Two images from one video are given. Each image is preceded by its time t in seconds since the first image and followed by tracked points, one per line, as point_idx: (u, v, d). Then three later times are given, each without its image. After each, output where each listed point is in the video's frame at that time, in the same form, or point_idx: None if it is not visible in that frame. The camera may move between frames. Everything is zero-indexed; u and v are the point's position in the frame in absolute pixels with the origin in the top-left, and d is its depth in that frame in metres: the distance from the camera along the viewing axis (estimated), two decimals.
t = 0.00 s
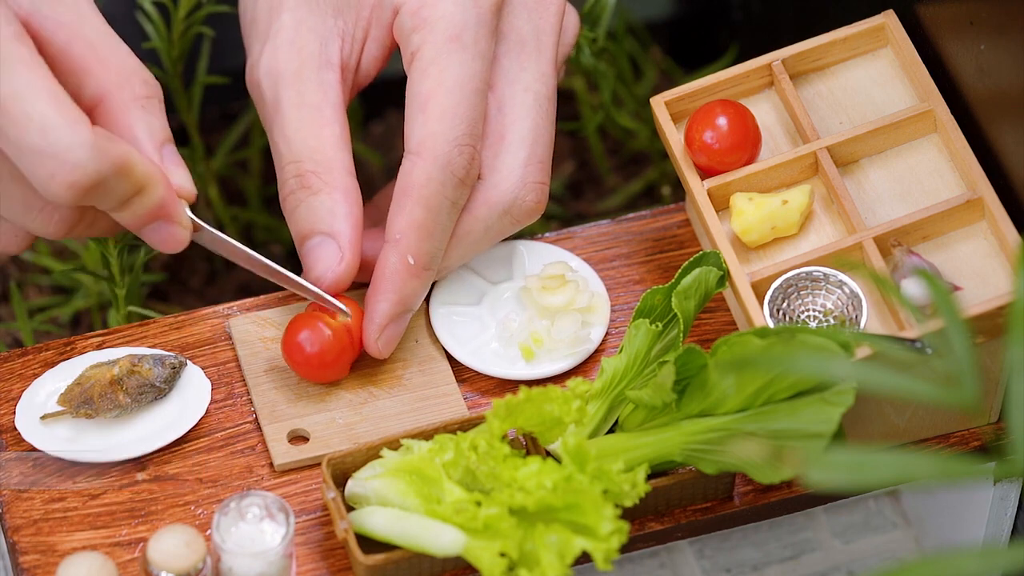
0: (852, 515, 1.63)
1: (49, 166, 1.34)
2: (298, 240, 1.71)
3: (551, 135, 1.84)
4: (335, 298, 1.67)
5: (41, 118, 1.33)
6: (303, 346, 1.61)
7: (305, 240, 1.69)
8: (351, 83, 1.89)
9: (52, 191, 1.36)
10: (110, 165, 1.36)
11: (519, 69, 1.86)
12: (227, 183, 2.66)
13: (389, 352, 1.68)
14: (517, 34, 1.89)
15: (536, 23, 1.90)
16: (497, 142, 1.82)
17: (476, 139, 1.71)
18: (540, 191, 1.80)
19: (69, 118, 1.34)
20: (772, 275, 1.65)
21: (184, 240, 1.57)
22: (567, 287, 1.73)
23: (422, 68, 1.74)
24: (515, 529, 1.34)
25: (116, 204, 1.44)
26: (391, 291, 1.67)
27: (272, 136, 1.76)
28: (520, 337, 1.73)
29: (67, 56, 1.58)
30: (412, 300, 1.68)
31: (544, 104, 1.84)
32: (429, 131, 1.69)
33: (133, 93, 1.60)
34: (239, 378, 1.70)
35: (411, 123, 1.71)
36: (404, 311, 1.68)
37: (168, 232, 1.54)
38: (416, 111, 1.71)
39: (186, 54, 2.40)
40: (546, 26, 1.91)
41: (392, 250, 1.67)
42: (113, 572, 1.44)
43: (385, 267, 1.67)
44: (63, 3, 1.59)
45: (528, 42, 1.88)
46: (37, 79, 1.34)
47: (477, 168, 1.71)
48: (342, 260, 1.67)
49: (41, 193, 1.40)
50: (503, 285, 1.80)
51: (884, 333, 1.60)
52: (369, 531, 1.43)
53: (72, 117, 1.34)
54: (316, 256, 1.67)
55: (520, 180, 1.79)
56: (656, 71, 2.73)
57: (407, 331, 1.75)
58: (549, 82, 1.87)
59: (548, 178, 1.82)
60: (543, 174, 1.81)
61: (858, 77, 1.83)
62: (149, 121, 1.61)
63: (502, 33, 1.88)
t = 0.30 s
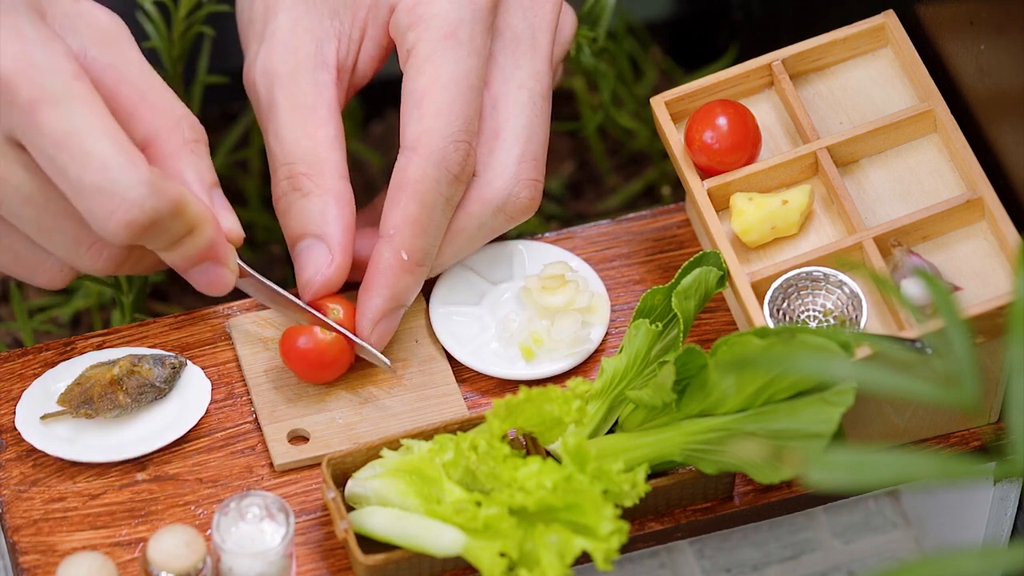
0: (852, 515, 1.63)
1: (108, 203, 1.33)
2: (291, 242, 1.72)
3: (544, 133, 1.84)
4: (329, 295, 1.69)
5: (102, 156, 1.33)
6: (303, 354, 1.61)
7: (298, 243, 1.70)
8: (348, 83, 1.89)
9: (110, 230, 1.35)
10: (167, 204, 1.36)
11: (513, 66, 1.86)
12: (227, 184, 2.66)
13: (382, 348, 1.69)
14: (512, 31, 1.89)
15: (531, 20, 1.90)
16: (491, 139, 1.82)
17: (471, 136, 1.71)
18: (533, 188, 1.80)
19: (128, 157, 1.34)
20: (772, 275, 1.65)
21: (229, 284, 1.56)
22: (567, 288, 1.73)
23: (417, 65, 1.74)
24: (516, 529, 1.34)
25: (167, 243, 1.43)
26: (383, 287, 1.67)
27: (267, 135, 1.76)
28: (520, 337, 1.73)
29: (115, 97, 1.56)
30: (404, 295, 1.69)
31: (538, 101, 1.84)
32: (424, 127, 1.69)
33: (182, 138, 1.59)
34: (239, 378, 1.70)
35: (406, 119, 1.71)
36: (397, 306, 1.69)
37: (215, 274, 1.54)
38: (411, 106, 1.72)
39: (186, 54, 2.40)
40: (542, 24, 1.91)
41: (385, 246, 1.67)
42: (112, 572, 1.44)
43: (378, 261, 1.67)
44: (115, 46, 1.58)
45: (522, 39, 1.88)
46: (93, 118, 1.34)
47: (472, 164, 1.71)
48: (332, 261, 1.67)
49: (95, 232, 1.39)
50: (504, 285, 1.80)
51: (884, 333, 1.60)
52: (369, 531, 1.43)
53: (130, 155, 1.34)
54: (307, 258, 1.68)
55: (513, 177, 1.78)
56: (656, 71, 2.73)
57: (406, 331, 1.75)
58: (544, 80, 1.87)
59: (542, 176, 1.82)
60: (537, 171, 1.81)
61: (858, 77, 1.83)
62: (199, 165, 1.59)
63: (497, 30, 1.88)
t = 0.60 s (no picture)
0: (852, 515, 1.63)
1: (140, 230, 1.34)
2: (296, 246, 1.72)
3: (551, 136, 1.84)
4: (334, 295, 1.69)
5: (131, 185, 1.34)
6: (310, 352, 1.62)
7: (303, 245, 1.70)
8: (352, 86, 1.89)
9: (142, 257, 1.37)
10: (197, 229, 1.38)
11: (519, 71, 1.86)
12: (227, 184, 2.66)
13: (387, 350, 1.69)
14: (518, 35, 1.89)
15: (537, 24, 1.90)
16: (498, 142, 1.81)
17: (478, 141, 1.71)
18: (539, 193, 1.79)
19: (156, 184, 1.35)
20: (772, 275, 1.65)
21: (252, 312, 1.60)
22: (567, 288, 1.73)
23: (424, 68, 1.74)
24: (516, 529, 1.34)
25: (192, 274, 1.45)
26: (388, 290, 1.67)
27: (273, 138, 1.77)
28: (520, 337, 1.73)
29: (134, 119, 1.58)
30: (410, 299, 1.69)
31: (545, 104, 1.84)
32: (431, 130, 1.69)
33: (199, 166, 1.59)
34: (239, 378, 1.70)
35: (412, 123, 1.71)
36: (403, 309, 1.69)
37: (238, 302, 1.57)
38: (417, 111, 1.72)
39: (186, 54, 2.40)
40: (547, 27, 1.91)
41: (391, 250, 1.68)
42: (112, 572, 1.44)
43: (384, 266, 1.68)
44: (133, 68, 1.59)
45: (529, 43, 1.89)
46: (118, 147, 1.35)
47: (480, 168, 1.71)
48: (339, 265, 1.67)
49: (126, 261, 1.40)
50: (503, 285, 1.80)
51: (884, 333, 1.60)
52: (369, 531, 1.43)
53: (157, 183, 1.36)
54: (313, 260, 1.68)
55: (519, 181, 1.78)
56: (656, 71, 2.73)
57: (406, 331, 1.75)
58: (550, 83, 1.87)
59: (547, 180, 1.81)
60: (542, 175, 1.80)
61: (858, 77, 1.83)
62: (218, 195, 1.60)
63: (503, 34, 1.88)
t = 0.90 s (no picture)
0: (852, 515, 1.63)
1: (88, 218, 1.35)
2: (303, 244, 1.70)
3: (556, 136, 1.84)
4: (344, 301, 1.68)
5: (77, 173, 1.34)
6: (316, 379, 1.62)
7: (310, 244, 1.69)
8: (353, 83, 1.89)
9: (90, 244, 1.37)
10: (143, 216, 1.38)
11: (525, 70, 1.85)
12: (227, 183, 2.66)
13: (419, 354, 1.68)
14: (524, 35, 1.88)
15: (542, 23, 1.90)
16: (506, 141, 1.82)
17: (488, 137, 1.70)
18: (547, 189, 1.80)
19: (104, 172, 1.35)
20: (771, 275, 1.65)
21: (199, 294, 1.59)
22: (567, 287, 1.73)
23: (432, 69, 1.73)
24: (515, 529, 1.34)
25: (136, 258, 1.44)
26: (414, 292, 1.66)
27: (275, 139, 1.76)
28: (520, 337, 1.73)
29: (86, 105, 1.61)
30: (436, 300, 1.68)
31: (551, 103, 1.84)
32: (441, 129, 1.68)
33: (149, 148, 1.63)
34: (239, 378, 1.70)
35: (422, 123, 1.70)
36: (431, 311, 1.68)
37: (184, 284, 1.56)
38: (427, 111, 1.70)
39: (186, 54, 2.40)
40: (551, 27, 1.90)
41: (412, 250, 1.66)
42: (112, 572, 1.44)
43: (407, 267, 1.66)
44: (86, 50, 1.63)
45: (535, 44, 1.88)
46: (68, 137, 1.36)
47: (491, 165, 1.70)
48: (351, 260, 1.66)
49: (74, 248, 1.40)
50: (503, 285, 1.80)
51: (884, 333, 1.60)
52: (369, 531, 1.43)
53: (104, 170, 1.36)
54: (323, 258, 1.66)
55: (527, 178, 1.79)
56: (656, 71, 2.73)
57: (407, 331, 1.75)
58: (554, 83, 1.86)
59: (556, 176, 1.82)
60: (549, 172, 1.81)
61: (858, 77, 1.83)
62: (165, 175, 1.63)
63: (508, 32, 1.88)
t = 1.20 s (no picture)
0: (852, 515, 1.63)
1: (39, 196, 1.38)
2: (319, 228, 1.72)
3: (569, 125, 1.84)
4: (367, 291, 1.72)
5: (30, 148, 1.36)
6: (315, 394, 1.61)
7: (327, 228, 1.70)
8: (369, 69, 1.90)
9: (42, 220, 1.40)
10: (98, 193, 1.40)
11: (543, 56, 1.86)
12: (227, 183, 2.66)
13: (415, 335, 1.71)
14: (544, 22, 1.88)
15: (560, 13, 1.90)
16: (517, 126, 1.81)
17: (506, 124, 1.67)
18: (554, 179, 1.80)
19: (60, 150, 1.38)
20: (771, 275, 1.65)
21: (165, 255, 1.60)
22: (567, 287, 1.73)
23: (450, 57, 1.69)
24: (516, 529, 1.34)
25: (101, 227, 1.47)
26: (417, 275, 1.68)
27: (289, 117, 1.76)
28: (520, 337, 1.73)
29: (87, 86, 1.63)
30: (438, 284, 1.70)
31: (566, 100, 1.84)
32: (459, 116, 1.65)
33: (119, 106, 1.63)
34: (239, 378, 1.70)
35: (440, 109, 1.67)
36: (430, 295, 1.70)
37: (149, 248, 1.57)
38: (444, 97, 1.67)
39: (186, 54, 2.40)
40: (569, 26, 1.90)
41: (420, 233, 1.67)
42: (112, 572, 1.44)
43: (413, 249, 1.68)
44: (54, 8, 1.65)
45: (554, 33, 1.88)
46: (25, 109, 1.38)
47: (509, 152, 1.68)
48: (371, 246, 1.68)
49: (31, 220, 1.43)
50: (503, 285, 1.80)
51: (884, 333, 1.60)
52: (369, 531, 1.43)
53: (59, 145, 1.38)
54: (342, 244, 1.69)
55: (535, 166, 1.79)
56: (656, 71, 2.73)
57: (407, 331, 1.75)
58: (571, 72, 1.87)
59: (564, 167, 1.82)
60: (559, 162, 1.81)
61: (858, 77, 1.83)
62: (137, 137, 1.63)
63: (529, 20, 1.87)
